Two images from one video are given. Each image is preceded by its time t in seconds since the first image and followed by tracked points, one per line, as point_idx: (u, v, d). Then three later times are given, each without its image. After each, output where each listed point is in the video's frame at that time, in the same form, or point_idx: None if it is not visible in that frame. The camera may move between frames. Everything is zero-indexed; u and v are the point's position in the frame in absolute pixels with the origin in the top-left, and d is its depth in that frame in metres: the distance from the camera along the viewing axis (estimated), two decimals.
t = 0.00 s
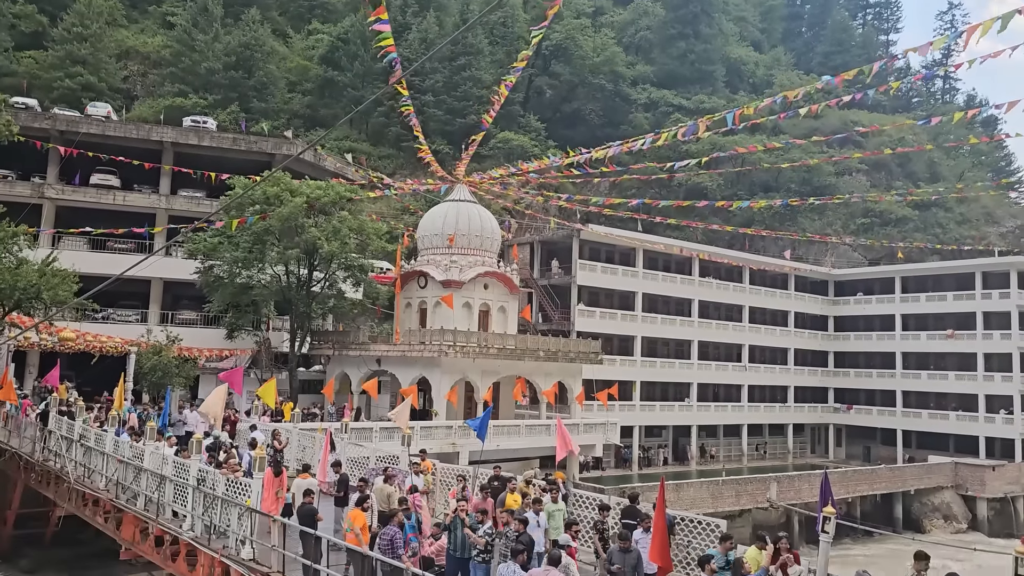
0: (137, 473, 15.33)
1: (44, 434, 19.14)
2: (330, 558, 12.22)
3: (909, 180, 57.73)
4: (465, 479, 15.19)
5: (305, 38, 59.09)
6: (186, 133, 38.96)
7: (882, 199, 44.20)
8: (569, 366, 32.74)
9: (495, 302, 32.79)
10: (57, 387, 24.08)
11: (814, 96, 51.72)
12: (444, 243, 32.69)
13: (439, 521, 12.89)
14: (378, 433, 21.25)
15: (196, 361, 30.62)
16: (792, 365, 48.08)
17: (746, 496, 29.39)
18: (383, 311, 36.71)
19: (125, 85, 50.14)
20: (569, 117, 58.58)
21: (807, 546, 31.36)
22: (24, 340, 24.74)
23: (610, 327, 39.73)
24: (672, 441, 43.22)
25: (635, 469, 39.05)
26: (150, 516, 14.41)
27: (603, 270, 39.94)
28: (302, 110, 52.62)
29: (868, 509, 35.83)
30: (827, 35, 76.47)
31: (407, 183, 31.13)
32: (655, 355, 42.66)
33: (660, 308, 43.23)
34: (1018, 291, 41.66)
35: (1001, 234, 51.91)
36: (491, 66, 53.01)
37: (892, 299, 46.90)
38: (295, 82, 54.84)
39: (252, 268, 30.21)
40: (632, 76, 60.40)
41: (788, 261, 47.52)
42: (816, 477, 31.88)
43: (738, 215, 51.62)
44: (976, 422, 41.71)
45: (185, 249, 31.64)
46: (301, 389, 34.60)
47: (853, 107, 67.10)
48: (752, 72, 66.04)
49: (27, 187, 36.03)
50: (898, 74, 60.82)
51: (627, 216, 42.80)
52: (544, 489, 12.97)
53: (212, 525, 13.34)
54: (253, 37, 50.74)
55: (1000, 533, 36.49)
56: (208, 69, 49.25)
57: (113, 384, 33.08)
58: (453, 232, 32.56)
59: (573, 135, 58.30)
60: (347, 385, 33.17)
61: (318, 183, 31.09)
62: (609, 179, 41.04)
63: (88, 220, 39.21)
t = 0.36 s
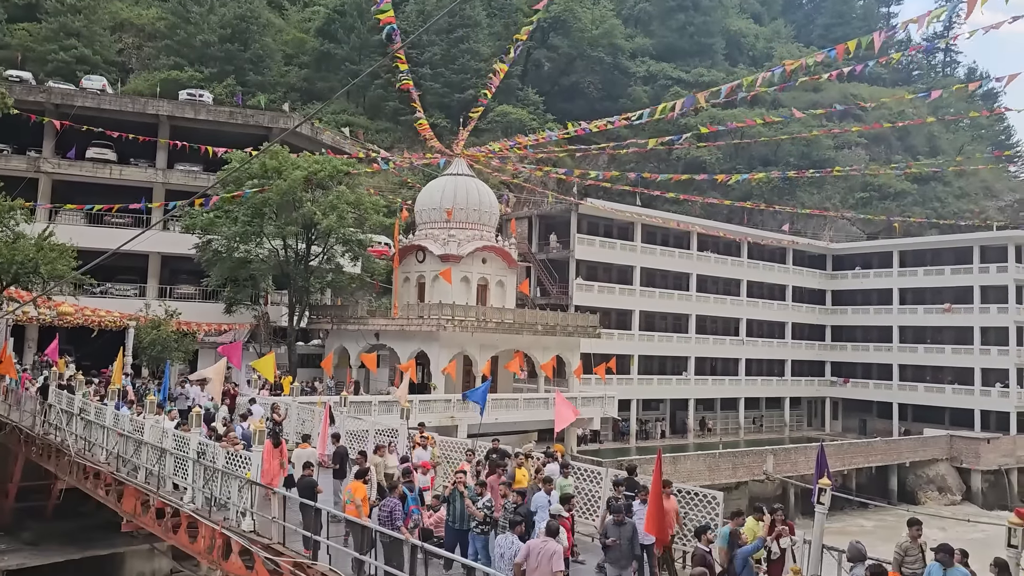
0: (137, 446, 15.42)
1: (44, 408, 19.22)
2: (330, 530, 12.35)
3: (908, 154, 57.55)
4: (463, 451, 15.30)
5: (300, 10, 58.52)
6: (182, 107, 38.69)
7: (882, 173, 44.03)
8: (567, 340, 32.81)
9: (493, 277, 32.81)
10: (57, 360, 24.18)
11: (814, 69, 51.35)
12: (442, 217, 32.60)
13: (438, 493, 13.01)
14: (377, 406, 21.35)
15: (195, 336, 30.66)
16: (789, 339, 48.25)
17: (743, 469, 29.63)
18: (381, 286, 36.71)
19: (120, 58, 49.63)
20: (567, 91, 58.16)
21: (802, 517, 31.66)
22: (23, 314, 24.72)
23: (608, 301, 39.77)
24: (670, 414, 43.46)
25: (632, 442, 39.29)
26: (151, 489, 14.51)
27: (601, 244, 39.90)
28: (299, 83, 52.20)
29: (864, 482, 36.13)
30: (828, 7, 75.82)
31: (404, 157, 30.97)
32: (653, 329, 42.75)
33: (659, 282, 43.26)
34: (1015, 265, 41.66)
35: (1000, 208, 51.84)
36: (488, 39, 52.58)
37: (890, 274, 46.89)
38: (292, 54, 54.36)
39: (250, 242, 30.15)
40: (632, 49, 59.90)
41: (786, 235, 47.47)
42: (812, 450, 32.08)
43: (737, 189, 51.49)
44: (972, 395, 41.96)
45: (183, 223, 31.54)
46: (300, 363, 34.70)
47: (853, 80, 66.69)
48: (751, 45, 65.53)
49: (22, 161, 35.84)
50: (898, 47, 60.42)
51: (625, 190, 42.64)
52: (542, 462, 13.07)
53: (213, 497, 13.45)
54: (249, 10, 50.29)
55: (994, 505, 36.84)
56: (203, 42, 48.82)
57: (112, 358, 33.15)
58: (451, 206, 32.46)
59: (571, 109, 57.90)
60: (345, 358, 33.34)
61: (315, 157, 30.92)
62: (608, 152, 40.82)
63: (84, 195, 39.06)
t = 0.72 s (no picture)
0: (138, 418, 15.52)
1: (44, 380, 19.31)
2: (330, 500, 12.49)
3: (908, 125, 57.28)
4: (461, 422, 15.35)
5: None
6: (178, 78, 38.37)
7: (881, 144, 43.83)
8: (566, 311, 32.86)
9: (492, 249, 32.79)
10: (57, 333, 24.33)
11: (815, 39, 50.92)
12: (440, 189, 32.48)
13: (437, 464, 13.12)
14: (375, 378, 21.41)
15: (193, 308, 30.71)
16: (787, 311, 48.39)
17: (740, 440, 29.85)
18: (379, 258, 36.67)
19: (115, 29, 49.11)
20: (566, 62, 57.65)
21: (799, 486, 31.95)
22: (21, 287, 24.71)
23: (606, 273, 39.78)
24: (667, 385, 43.72)
25: (630, 413, 39.52)
26: (152, 460, 14.62)
27: (600, 216, 39.83)
28: (295, 54, 51.71)
29: (860, 452, 36.42)
30: None
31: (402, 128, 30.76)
32: (652, 301, 42.83)
33: (657, 254, 43.26)
34: (1013, 237, 41.61)
35: (999, 179, 51.69)
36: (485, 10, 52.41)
37: (888, 246, 46.82)
38: (288, 25, 53.83)
39: (248, 215, 30.06)
40: (631, 19, 59.34)
41: (785, 207, 47.39)
42: (809, 420, 32.28)
43: (736, 161, 51.32)
44: (968, 366, 42.19)
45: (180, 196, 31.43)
46: (299, 336, 34.81)
47: (854, 51, 66.17)
48: (752, 15, 64.94)
49: (18, 133, 35.60)
50: (899, 17, 59.90)
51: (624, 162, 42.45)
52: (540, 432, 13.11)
53: (213, 468, 13.56)
54: None
55: (988, 475, 37.18)
56: (199, 12, 48.39)
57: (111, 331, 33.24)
58: (449, 178, 32.35)
59: (570, 80, 57.44)
60: (345, 331, 33.51)
61: (312, 128, 30.72)
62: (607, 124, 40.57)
63: (80, 167, 38.88)
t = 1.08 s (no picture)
0: (139, 389, 15.60)
1: (44, 353, 19.38)
2: (330, 470, 12.62)
3: (909, 95, 56.94)
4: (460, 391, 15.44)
5: None
6: (173, 48, 38.07)
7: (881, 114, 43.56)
8: (565, 283, 32.90)
9: (490, 221, 32.73)
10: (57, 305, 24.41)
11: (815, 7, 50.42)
12: (438, 161, 32.36)
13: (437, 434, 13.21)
14: (375, 349, 21.51)
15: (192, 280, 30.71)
16: (785, 282, 48.46)
17: (738, 410, 30.05)
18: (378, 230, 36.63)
19: None
20: (564, 31, 57.13)
21: (795, 456, 32.21)
22: (19, 260, 24.66)
23: (605, 245, 39.74)
24: (665, 356, 43.95)
25: (629, 384, 39.75)
26: (153, 431, 14.70)
27: (599, 187, 39.70)
28: (292, 23, 51.20)
29: (856, 422, 36.68)
30: None
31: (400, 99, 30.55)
32: (650, 273, 42.86)
33: (656, 226, 43.20)
34: (1012, 208, 41.55)
35: (999, 149, 51.47)
36: None
37: (887, 217, 46.74)
38: None
39: (246, 186, 29.99)
40: None
41: (784, 177, 47.25)
42: (806, 390, 32.46)
43: (735, 132, 51.09)
44: (965, 337, 42.37)
45: (177, 168, 31.29)
46: (298, 307, 34.88)
47: (855, 19, 65.59)
48: None
49: (13, 105, 35.37)
50: None
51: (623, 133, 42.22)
52: (539, 401, 13.21)
53: (215, 439, 13.67)
54: None
55: (983, 444, 37.48)
56: None
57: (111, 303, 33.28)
58: (447, 149, 32.19)
59: (569, 50, 56.97)
60: (344, 303, 33.62)
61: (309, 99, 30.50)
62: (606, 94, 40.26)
63: (77, 138, 38.70)
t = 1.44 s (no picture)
0: (137, 364, 15.61)
1: (42, 327, 19.37)
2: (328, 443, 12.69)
3: (908, 67, 56.56)
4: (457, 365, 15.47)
5: None
6: (166, 21, 37.69)
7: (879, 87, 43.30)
8: (563, 257, 32.89)
9: (488, 195, 32.61)
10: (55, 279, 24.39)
11: None
12: (435, 134, 32.16)
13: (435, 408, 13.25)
14: (373, 324, 21.55)
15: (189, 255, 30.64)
16: (783, 256, 48.46)
17: (734, 383, 30.21)
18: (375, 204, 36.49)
19: None
20: (561, 3, 56.59)
21: (791, 428, 32.43)
22: (15, 234, 24.56)
23: (602, 219, 39.67)
24: (662, 330, 44.06)
25: (626, 357, 39.89)
26: (152, 405, 14.76)
27: (596, 161, 39.55)
28: None
29: (851, 395, 36.92)
30: None
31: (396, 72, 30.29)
32: (648, 247, 42.83)
33: (653, 200, 43.08)
34: (1010, 181, 41.46)
35: (999, 123, 51.24)
36: None
37: (885, 190, 46.62)
38: None
39: (242, 160, 29.84)
40: None
41: (782, 151, 47.08)
42: (802, 364, 32.60)
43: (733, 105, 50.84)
44: (961, 310, 42.48)
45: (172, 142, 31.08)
46: (295, 282, 34.85)
47: None
48: None
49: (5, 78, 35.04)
50: None
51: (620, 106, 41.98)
52: (536, 375, 13.23)
53: (214, 413, 13.70)
54: None
55: (977, 417, 37.73)
56: None
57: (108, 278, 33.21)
58: (445, 123, 32.00)
59: (566, 22, 56.49)
60: (341, 278, 33.60)
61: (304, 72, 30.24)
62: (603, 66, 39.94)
63: (70, 112, 38.41)
